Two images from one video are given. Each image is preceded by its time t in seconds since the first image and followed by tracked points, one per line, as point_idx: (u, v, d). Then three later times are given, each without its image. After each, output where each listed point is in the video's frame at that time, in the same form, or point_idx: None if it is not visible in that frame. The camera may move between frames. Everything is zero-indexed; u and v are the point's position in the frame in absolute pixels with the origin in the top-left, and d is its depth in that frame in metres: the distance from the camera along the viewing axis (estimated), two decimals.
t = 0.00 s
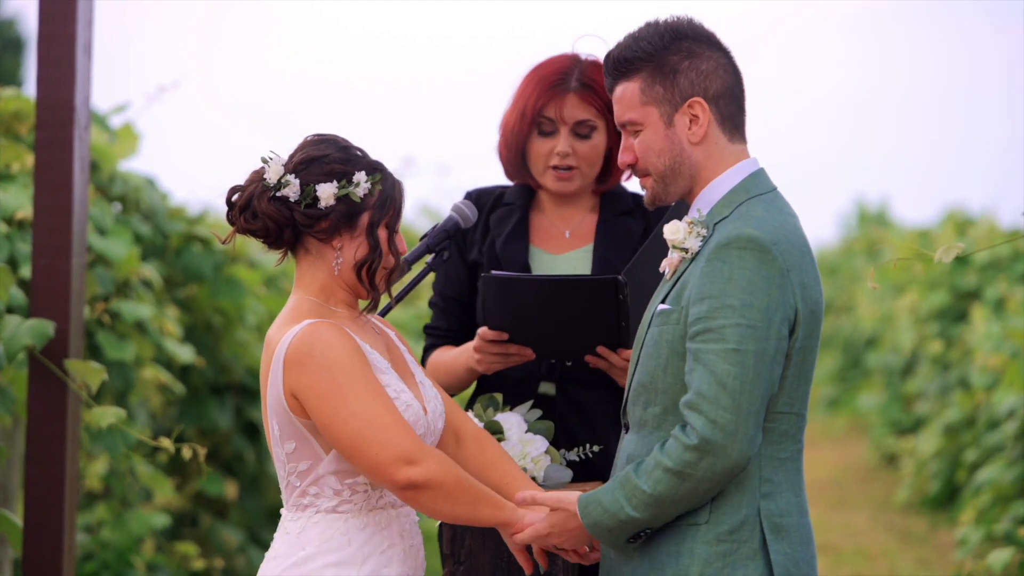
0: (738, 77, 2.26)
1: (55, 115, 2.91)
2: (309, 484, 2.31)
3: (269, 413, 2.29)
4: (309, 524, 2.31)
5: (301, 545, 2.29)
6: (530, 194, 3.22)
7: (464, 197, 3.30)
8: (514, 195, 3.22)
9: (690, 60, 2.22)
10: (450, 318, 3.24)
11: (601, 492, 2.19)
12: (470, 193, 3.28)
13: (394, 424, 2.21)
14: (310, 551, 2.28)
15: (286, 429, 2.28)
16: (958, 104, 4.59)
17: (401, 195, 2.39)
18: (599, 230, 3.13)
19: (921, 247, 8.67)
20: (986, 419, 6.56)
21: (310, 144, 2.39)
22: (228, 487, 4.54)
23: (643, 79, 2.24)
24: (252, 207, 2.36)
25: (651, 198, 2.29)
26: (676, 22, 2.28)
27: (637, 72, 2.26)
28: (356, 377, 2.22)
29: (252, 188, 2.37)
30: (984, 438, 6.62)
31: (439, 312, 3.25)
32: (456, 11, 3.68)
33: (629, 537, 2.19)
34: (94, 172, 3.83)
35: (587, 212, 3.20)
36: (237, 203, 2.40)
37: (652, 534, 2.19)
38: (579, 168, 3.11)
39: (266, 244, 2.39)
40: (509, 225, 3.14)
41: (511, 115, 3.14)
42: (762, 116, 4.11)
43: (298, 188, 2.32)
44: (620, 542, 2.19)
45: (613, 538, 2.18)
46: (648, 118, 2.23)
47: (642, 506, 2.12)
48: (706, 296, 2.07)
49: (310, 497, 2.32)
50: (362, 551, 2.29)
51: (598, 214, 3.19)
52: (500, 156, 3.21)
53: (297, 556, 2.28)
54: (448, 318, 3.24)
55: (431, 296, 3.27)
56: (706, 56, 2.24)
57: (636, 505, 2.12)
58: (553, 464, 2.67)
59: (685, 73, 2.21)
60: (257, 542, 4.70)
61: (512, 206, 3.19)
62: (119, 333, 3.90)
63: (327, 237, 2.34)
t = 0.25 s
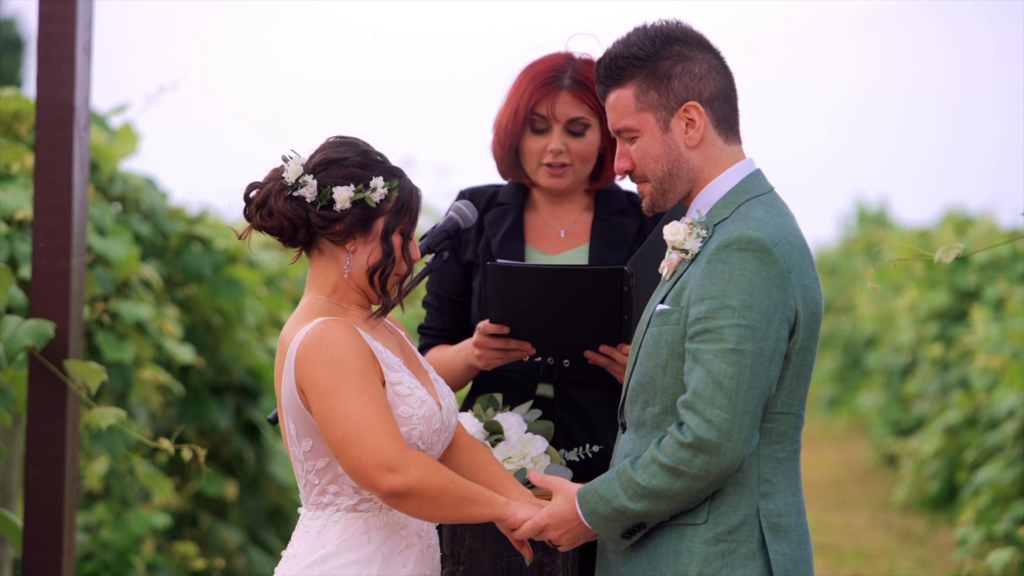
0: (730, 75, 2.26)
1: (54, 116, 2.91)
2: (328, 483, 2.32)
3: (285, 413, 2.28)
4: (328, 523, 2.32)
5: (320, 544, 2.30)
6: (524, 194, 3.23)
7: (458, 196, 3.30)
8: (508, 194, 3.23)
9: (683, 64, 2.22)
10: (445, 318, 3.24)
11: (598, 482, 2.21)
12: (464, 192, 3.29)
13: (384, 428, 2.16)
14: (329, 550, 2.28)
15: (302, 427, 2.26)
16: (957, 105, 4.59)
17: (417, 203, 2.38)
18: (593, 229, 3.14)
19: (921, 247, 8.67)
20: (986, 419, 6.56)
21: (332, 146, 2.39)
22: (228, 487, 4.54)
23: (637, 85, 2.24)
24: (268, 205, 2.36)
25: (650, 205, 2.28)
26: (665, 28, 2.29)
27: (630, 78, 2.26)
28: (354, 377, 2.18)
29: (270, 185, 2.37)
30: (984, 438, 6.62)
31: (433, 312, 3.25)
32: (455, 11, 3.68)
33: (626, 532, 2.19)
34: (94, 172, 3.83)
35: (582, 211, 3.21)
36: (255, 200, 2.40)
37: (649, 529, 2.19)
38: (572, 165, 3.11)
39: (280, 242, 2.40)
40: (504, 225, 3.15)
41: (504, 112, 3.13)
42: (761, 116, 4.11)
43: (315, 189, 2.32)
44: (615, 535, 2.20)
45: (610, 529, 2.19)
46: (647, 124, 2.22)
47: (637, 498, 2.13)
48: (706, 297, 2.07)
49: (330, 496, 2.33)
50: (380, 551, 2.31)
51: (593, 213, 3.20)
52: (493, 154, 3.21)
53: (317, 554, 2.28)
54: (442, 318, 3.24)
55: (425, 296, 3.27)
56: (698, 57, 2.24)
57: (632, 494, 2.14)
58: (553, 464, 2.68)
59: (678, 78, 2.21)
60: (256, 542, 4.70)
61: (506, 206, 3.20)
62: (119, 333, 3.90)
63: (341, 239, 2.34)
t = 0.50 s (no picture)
0: (729, 76, 2.24)
1: (54, 116, 2.91)
2: (335, 480, 2.31)
3: (292, 411, 2.27)
4: (335, 520, 2.33)
5: (326, 542, 2.30)
6: (522, 193, 3.23)
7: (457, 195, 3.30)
8: (507, 193, 3.24)
9: (678, 67, 2.21)
10: (443, 318, 3.24)
11: (593, 490, 2.22)
12: (462, 191, 3.29)
13: (383, 426, 2.15)
14: (335, 547, 2.29)
15: (310, 424, 2.26)
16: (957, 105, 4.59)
17: (428, 208, 2.38)
18: (593, 229, 3.14)
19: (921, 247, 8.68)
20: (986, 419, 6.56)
21: (348, 147, 2.40)
22: (228, 487, 4.54)
23: (631, 85, 2.25)
24: (279, 205, 2.35)
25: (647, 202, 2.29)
26: (664, 28, 2.27)
27: (625, 79, 2.27)
28: (354, 375, 2.18)
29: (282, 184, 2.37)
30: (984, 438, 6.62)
31: (431, 311, 3.25)
32: (455, 11, 3.68)
33: (625, 536, 2.19)
34: (93, 172, 3.83)
35: (581, 211, 3.21)
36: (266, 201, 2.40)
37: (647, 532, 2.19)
38: (570, 161, 3.10)
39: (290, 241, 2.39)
40: (503, 225, 3.15)
41: (500, 110, 3.13)
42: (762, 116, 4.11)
43: (326, 190, 2.32)
44: (614, 541, 2.20)
45: (608, 537, 2.20)
46: (642, 124, 2.23)
47: (634, 505, 2.13)
48: (703, 298, 2.07)
49: (337, 493, 2.33)
50: (386, 548, 2.32)
51: (592, 212, 3.20)
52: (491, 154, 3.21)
53: (323, 553, 2.29)
54: (441, 318, 3.24)
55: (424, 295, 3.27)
56: (696, 59, 2.22)
57: (629, 502, 2.14)
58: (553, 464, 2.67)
59: (673, 81, 2.20)
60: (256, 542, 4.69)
61: (505, 205, 3.21)
62: (118, 334, 3.90)
63: (352, 241, 2.33)
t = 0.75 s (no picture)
0: (734, 79, 2.22)
1: (54, 116, 2.91)
2: (335, 480, 2.31)
3: (291, 411, 2.28)
4: (335, 520, 2.32)
5: (327, 542, 2.30)
6: (526, 193, 3.23)
7: (461, 191, 3.29)
8: (512, 191, 3.23)
9: (681, 67, 2.21)
10: (442, 315, 3.24)
11: (592, 485, 2.22)
12: (466, 187, 3.28)
13: (380, 432, 2.16)
14: (335, 547, 2.29)
15: (309, 423, 2.26)
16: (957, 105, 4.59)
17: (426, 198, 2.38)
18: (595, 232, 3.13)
19: (921, 247, 8.67)
20: (986, 419, 6.56)
21: (338, 150, 2.39)
22: (228, 488, 4.54)
23: (633, 81, 2.26)
24: (277, 215, 2.36)
25: (649, 198, 2.30)
26: (672, 26, 2.26)
27: (629, 75, 2.27)
28: (353, 378, 2.18)
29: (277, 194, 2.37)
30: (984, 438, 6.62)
31: (431, 308, 3.25)
32: (455, 11, 3.68)
33: (620, 534, 2.18)
34: (94, 173, 3.83)
35: (584, 211, 3.20)
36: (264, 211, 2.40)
37: (643, 530, 2.18)
38: (562, 154, 3.11)
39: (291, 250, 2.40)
40: (507, 224, 3.16)
41: (500, 107, 3.21)
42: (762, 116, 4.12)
43: (321, 195, 2.32)
44: (609, 537, 2.20)
45: (604, 533, 2.19)
46: (642, 121, 2.23)
47: (629, 500, 2.13)
48: (701, 298, 2.07)
49: (337, 493, 2.33)
50: (386, 548, 2.32)
51: (596, 213, 3.19)
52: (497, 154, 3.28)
53: (323, 552, 2.29)
54: (440, 315, 3.24)
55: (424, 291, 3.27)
56: (706, 61, 2.21)
57: (623, 498, 2.14)
58: (553, 465, 2.67)
59: (675, 80, 2.20)
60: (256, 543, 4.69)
61: (509, 204, 3.21)
62: (119, 334, 3.90)
63: (351, 243, 2.33)
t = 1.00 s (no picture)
0: (728, 95, 2.15)
1: (54, 116, 2.91)
2: (331, 481, 2.31)
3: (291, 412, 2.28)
4: (332, 521, 2.33)
5: (324, 542, 2.30)
6: (528, 194, 3.22)
7: (465, 192, 3.29)
8: (515, 192, 3.22)
9: (677, 71, 2.19)
10: (447, 318, 3.24)
11: (593, 485, 2.22)
12: (470, 188, 3.27)
13: (379, 438, 2.17)
14: (332, 547, 2.29)
15: (308, 425, 2.26)
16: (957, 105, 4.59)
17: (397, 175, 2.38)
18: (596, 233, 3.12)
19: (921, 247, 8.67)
20: (986, 419, 6.56)
21: (296, 168, 2.37)
22: (228, 487, 4.54)
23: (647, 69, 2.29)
24: (269, 254, 2.37)
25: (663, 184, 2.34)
26: (700, 23, 2.21)
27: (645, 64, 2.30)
28: (353, 382, 2.19)
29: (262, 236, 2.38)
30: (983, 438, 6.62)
31: (436, 309, 3.26)
32: (455, 11, 3.69)
33: (620, 534, 2.19)
34: (94, 173, 3.83)
35: (587, 212, 3.19)
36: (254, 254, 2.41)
37: (643, 530, 2.18)
38: (565, 155, 3.10)
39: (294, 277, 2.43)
40: (508, 225, 3.15)
41: (503, 108, 3.20)
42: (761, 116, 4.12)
43: (300, 219, 2.31)
44: (610, 537, 2.20)
45: (604, 533, 2.20)
46: (647, 113, 2.26)
47: (629, 501, 2.14)
48: (703, 299, 2.07)
49: (333, 494, 2.32)
50: (384, 549, 2.32)
51: (597, 214, 3.18)
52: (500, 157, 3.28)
53: (319, 553, 2.30)
54: (445, 317, 3.24)
55: (429, 291, 3.27)
56: (704, 69, 2.17)
57: (623, 498, 2.14)
58: (552, 464, 2.69)
59: (668, 84, 2.20)
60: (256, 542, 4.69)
61: (512, 205, 3.19)
62: (119, 334, 3.90)
63: (347, 251, 2.34)
